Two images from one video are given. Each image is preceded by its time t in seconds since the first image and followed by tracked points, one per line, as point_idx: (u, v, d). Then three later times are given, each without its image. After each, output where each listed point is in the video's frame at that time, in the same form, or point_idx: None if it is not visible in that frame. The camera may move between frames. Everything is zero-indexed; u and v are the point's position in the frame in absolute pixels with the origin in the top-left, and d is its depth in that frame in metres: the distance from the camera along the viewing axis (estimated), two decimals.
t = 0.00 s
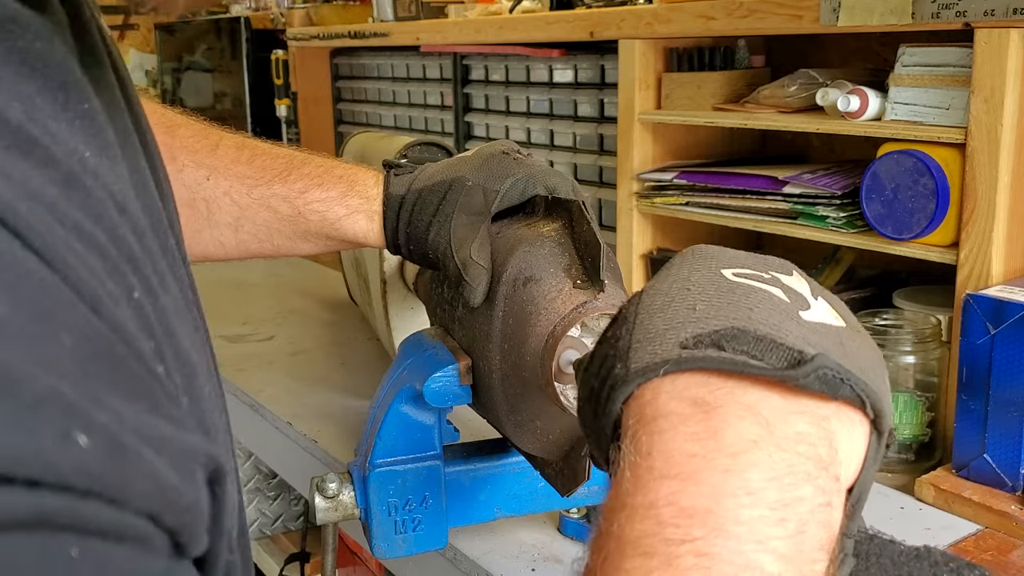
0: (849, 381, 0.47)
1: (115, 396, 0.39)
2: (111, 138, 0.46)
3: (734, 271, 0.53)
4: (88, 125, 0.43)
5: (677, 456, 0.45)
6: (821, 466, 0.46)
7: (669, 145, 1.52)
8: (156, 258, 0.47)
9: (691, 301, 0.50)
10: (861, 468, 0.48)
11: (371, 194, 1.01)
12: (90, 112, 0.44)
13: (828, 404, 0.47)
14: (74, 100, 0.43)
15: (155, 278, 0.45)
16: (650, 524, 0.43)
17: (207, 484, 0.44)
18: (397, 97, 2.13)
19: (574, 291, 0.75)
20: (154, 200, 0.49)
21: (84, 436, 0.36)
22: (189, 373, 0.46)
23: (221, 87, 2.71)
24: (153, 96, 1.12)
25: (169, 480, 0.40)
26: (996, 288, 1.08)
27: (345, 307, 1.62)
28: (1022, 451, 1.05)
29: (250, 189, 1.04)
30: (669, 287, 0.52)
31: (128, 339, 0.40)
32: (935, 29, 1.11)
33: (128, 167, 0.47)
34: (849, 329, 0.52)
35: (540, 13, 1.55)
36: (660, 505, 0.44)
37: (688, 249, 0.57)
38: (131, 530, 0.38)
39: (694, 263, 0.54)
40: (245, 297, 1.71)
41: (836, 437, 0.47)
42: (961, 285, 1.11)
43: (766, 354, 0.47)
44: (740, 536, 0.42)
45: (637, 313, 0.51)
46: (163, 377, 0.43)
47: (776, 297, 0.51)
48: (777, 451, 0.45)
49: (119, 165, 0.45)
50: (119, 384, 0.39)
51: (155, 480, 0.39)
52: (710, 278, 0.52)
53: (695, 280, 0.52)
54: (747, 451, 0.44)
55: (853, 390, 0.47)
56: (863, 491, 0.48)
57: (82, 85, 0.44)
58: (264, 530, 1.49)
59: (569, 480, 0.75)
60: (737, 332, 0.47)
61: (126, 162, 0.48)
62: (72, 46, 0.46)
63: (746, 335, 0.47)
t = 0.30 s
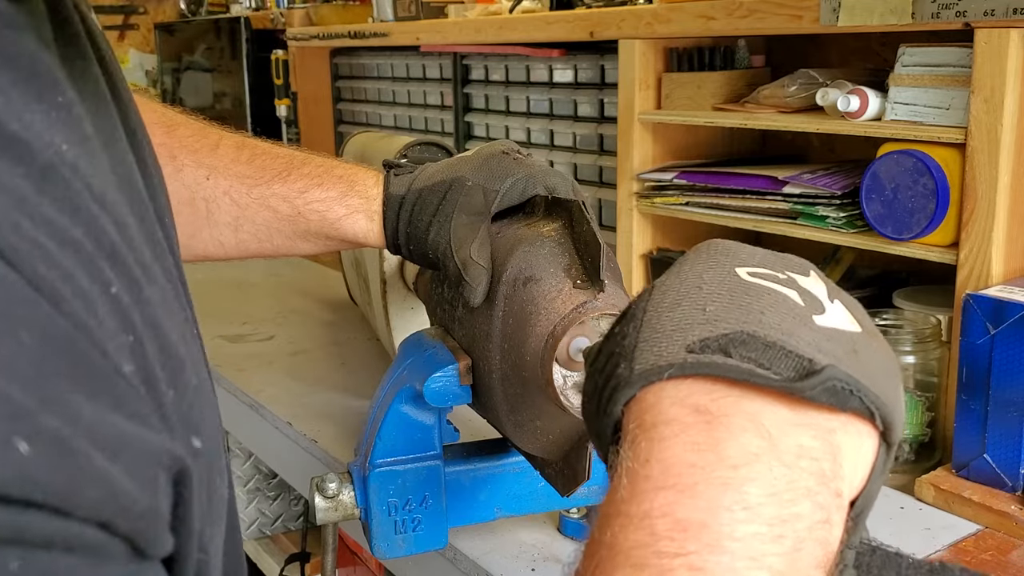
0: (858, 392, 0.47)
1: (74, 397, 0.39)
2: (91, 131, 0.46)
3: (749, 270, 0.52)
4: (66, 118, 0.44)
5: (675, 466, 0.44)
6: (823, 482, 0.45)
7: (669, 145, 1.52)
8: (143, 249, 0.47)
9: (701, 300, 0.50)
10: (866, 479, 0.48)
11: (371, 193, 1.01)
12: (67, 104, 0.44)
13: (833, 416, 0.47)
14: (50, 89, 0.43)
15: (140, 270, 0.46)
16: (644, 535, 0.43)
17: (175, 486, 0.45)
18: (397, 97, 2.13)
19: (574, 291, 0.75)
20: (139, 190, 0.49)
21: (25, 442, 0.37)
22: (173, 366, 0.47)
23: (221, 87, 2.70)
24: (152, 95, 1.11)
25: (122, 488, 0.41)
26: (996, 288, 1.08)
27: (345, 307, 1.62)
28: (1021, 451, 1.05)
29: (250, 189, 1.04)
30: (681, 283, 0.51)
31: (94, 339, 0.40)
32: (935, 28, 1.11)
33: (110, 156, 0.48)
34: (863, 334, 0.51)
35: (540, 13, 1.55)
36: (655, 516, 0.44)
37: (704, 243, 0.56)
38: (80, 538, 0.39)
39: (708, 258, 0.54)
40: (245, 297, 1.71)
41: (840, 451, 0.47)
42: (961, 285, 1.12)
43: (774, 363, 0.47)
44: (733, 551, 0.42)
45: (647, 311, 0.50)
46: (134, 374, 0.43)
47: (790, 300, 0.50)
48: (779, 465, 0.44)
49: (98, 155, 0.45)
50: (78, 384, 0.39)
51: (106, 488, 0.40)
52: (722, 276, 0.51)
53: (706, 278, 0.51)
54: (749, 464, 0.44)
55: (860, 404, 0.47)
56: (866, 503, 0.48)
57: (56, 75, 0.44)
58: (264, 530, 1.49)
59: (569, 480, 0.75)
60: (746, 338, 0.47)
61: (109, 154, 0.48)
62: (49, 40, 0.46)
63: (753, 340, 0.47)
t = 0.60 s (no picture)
0: (863, 394, 0.47)
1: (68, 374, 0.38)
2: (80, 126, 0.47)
3: (762, 266, 0.52)
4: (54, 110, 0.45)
5: (680, 458, 0.45)
6: (824, 479, 0.46)
7: (669, 145, 1.52)
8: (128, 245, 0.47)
9: (713, 296, 0.50)
10: (867, 476, 0.48)
11: (371, 193, 1.01)
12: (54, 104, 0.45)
13: (839, 413, 0.47)
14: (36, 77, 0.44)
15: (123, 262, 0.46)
16: (647, 522, 0.44)
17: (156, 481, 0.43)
18: (397, 97, 2.14)
19: (574, 291, 0.75)
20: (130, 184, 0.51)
21: None
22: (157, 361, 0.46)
23: (221, 87, 2.71)
24: (152, 96, 1.12)
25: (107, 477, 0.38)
26: (996, 288, 1.08)
27: (345, 307, 1.62)
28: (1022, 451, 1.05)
29: (249, 190, 1.04)
30: (694, 278, 0.51)
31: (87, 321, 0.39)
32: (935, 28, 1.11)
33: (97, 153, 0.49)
34: (872, 335, 0.51)
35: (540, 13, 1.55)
36: (658, 506, 0.44)
37: (718, 238, 0.56)
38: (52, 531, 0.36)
39: (722, 253, 0.54)
40: (245, 297, 1.71)
41: (843, 449, 0.47)
42: (961, 285, 1.12)
43: (782, 362, 0.46)
44: (734, 543, 0.43)
45: (660, 306, 0.50)
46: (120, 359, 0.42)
47: (802, 298, 0.50)
48: (781, 462, 0.45)
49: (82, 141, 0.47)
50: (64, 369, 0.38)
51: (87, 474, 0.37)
52: (736, 272, 0.51)
53: (720, 274, 0.51)
54: (754, 459, 0.44)
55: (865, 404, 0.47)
56: (867, 499, 0.49)
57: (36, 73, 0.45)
58: (265, 530, 1.49)
59: (569, 480, 0.75)
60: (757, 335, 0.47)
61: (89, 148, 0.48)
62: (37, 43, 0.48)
63: (762, 338, 0.47)
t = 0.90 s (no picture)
0: (901, 418, 0.46)
1: (82, 450, 0.45)
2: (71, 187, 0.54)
3: (805, 283, 0.51)
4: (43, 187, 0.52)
5: (712, 471, 0.44)
6: (859, 500, 0.45)
7: (669, 145, 1.52)
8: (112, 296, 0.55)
9: (756, 312, 0.49)
10: (904, 500, 0.47)
11: (373, 190, 1.01)
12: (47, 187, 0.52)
13: (878, 436, 0.46)
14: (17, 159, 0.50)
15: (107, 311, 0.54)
16: (675, 531, 0.43)
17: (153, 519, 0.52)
18: (397, 97, 2.14)
19: (573, 291, 0.75)
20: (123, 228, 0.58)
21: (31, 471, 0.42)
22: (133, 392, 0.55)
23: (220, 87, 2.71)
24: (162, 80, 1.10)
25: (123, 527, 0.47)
26: (996, 288, 1.08)
27: (345, 306, 1.62)
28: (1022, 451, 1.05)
29: (252, 179, 1.04)
30: (739, 293, 0.51)
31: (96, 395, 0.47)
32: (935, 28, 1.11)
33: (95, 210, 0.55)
34: (912, 356, 0.50)
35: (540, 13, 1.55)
36: (688, 516, 0.43)
37: (763, 251, 0.55)
38: None
39: (769, 267, 0.53)
40: (245, 296, 1.71)
41: (880, 471, 0.45)
42: (961, 285, 1.12)
43: (822, 384, 0.46)
44: (761, 557, 0.42)
45: (702, 320, 0.50)
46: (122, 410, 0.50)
47: (843, 316, 0.49)
48: (815, 481, 0.44)
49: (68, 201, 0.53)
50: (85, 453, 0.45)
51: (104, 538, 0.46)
52: (779, 289, 0.50)
53: (763, 289, 0.50)
54: (789, 477, 0.43)
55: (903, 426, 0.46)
56: (905, 521, 0.47)
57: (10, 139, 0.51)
58: (264, 530, 1.49)
59: (569, 479, 0.75)
60: (798, 354, 0.46)
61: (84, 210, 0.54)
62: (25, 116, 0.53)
63: (803, 356, 0.46)
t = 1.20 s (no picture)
0: (880, 462, 0.47)
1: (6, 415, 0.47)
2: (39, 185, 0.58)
3: (804, 326, 0.52)
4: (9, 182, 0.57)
5: (692, 487, 0.46)
6: (832, 530, 0.46)
7: (669, 145, 1.52)
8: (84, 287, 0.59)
9: (751, 346, 0.50)
10: (877, 541, 0.48)
11: (370, 190, 1.01)
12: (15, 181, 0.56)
13: (855, 475, 0.47)
14: None
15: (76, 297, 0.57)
16: (650, 538, 0.45)
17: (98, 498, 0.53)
18: (397, 97, 2.14)
19: (574, 291, 0.75)
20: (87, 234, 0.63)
21: None
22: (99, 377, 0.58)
23: (221, 87, 2.71)
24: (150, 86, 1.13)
25: (44, 490, 0.48)
26: (996, 288, 1.08)
27: (344, 307, 1.61)
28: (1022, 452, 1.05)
29: (248, 183, 1.04)
30: (737, 326, 0.52)
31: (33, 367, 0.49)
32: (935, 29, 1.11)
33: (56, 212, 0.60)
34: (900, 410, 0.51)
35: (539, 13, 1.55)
36: (664, 524, 0.45)
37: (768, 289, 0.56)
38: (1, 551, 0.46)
39: (769, 306, 0.53)
40: (245, 297, 1.71)
41: (854, 508, 0.47)
42: (961, 285, 1.12)
43: (805, 421, 0.47)
44: (730, 570, 0.44)
45: (698, 348, 0.51)
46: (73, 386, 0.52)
47: (837, 361, 0.50)
48: (788, 505, 0.46)
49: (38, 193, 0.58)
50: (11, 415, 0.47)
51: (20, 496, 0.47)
52: (778, 326, 0.51)
53: (762, 325, 0.51)
54: (763, 503, 0.45)
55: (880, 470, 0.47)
56: (875, 562, 0.49)
57: None
58: (264, 530, 1.49)
59: (569, 480, 0.75)
60: (786, 391, 0.47)
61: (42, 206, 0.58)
62: None
63: (791, 392, 0.47)
